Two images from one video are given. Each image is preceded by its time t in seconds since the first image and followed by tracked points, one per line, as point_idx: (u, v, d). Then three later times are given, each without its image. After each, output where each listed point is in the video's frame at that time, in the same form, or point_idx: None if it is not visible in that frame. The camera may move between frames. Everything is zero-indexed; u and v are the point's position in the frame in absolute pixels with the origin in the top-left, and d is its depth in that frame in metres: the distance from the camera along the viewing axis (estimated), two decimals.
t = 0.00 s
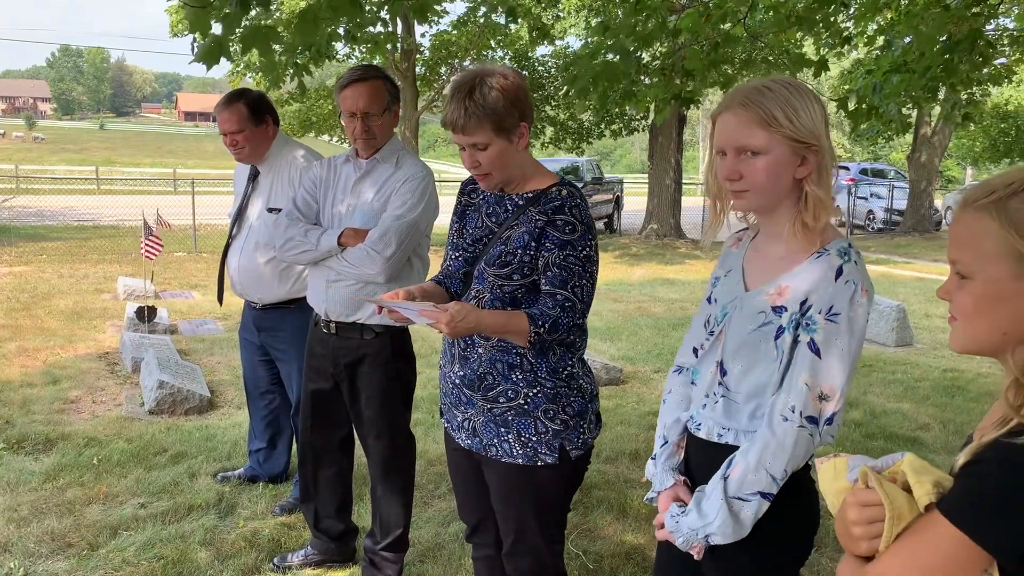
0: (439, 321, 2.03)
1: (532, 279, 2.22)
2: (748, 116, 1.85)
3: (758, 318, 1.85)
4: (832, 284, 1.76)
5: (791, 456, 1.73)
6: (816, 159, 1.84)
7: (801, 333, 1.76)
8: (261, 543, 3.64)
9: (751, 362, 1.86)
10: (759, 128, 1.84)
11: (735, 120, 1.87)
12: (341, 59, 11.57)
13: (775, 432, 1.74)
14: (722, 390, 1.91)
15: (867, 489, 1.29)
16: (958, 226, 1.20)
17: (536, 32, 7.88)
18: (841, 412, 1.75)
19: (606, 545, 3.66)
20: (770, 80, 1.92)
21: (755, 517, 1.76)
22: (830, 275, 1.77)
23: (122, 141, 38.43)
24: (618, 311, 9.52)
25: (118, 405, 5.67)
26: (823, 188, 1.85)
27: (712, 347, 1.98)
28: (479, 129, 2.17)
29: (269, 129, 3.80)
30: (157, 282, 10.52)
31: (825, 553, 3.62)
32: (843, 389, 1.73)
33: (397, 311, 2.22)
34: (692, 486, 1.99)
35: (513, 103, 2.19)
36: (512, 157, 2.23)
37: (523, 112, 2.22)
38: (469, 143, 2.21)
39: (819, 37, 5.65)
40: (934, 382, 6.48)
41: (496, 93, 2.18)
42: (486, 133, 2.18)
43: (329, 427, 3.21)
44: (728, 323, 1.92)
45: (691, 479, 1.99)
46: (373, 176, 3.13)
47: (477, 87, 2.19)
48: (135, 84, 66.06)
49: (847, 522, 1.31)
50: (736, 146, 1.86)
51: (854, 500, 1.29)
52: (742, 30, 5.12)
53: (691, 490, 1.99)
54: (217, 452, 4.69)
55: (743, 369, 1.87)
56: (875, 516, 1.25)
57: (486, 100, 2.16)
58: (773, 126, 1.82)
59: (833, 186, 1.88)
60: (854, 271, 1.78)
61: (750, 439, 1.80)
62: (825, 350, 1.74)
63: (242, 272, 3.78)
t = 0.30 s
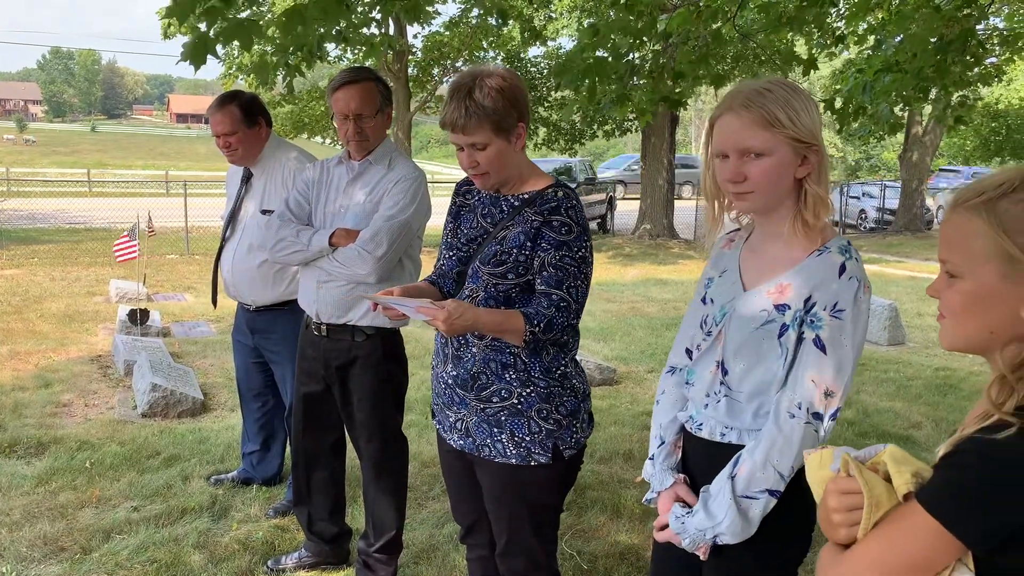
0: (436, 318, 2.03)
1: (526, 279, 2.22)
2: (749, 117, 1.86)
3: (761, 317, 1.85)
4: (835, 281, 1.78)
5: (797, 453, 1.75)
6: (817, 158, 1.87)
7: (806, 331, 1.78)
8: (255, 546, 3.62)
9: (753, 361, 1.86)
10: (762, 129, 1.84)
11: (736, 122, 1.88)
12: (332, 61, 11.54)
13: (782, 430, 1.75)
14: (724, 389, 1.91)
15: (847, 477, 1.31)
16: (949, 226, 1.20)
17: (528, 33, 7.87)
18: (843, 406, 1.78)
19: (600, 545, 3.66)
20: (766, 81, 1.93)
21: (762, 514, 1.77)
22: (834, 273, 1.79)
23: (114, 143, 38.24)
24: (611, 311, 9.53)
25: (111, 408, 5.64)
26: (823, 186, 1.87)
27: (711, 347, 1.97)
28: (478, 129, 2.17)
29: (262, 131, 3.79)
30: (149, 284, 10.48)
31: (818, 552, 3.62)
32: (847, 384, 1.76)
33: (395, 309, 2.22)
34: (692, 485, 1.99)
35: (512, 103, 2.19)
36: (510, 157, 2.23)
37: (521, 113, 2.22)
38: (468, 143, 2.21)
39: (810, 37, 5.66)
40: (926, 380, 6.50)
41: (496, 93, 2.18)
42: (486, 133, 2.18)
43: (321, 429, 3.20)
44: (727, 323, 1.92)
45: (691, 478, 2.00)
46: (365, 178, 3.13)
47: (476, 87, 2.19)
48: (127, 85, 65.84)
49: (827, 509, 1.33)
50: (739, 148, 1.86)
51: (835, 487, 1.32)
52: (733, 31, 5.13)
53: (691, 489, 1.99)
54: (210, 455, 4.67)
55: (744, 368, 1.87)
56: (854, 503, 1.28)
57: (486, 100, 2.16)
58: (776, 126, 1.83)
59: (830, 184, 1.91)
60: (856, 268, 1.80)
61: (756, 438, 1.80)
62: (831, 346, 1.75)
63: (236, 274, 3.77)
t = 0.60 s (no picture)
0: (432, 321, 2.01)
1: (518, 280, 2.22)
2: (740, 117, 1.87)
3: (758, 316, 1.85)
4: (831, 281, 1.78)
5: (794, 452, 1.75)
6: (808, 158, 1.87)
7: (802, 330, 1.79)
8: (248, 550, 3.60)
9: (750, 360, 1.87)
10: (751, 129, 1.85)
11: (727, 122, 1.89)
12: (324, 63, 11.52)
13: (780, 429, 1.75)
14: (722, 388, 1.92)
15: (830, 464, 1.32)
16: (936, 222, 1.20)
17: (520, 35, 7.87)
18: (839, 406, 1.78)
19: (594, 547, 3.66)
20: (761, 82, 1.93)
21: (761, 512, 1.78)
22: (830, 272, 1.79)
23: (105, 145, 38.09)
24: (604, 312, 9.55)
25: (103, 412, 5.61)
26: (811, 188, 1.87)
27: (708, 347, 1.98)
28: (471, 132, 2.17)
29: (255, 134, 3.78)
30: (141, 288, 10.44)
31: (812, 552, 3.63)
32: (844, 383, 1.77)
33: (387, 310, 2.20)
34: (692, 485, 1.99)
35: (504, 106, 2.19)
36: (502, 161, 2.23)
37: (513, 115, 2.22)
38: (461, 146, 2.20)
39: (801, 38, 5.67)
40: (918, 380, 6.53)
41: (488, 96, 2.17)
42: (478, 136, 2.18)
43: (313, 433, 3.19)
44: (725, 321, 1.92)
45: (690, 477, 2.00)
46: (356, 181, 3.12)
47: (469, 90, 2.18)
48: (118, 88, 65.60)
49: (810, 495, 1.34)
50: (728, 147, 1.88)
51: (818, 474, 1.32)
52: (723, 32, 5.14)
53: (690, 487, 1.99)
54: (203, 459, 4.65)
55: (742, 367, 1.88)
56: (837, 490, 1.28)
57: (478, 104, 2.16)
58: (764, 126, 1.84)
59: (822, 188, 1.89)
60: (852, 267, 1.80)
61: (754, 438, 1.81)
62: (827, 346, 1.75)
63: (229, 278, 3.76)
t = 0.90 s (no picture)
0: (433, 321, 2.01)
1: (514, 280, 2.21)
2: (730, 115, 1.90)
3: (754, 315, 1.86)
4: (827, 281, 1.78)
5: (792, 452, 1.75)
6: (785, 159, 1.86)
7: (798, 330, 1.79)
8: (242, 553, 3.59)
9: (748, 358, 1.87)
10: (733, 126, 1.89)
11: (718, 119, 1.93)
12: (316, 64, 11.48)
13: (778, 429, 1.75)
14: (722, 385, 1.92)
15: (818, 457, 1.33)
16: (941, 221, 1.19)
17: (513, 35, 7.86)
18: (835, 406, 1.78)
19: (589, 547, 3.67)
20: (757, 83, 1.93)
21: (759, 511, 1.78)
22: (826, 272, 1.79)
23: (97, 146, 37.89)
24: (598, 312, 9.56)
25: (95, 415, 5.58)
26: (789, 190, 1.86)
27: (707, 343, 1.99)
28: (465, 132, 2.17)
29: (249, 135, 3.77)
30: (133, 290, 10.39)
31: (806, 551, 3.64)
32: (839, 383, 1.77)
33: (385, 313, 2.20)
34: (692, 481, 2.00)
35: (497, 106, 2.19)
36: (495, 161, 2.23)
37: (506, 116, 2.22)
38: (453, 146, 2.20)
39: (794, 38, 5.68)
40: (911, 378, 6.57)
41: (480, 97, 2.17)
42: (471, 136, 2.18)
43: (307, 436, 3.18)
44: (723, 318, 1.93)
45: (690, 473, 2.00)
46: (348, 184, 3.11)
47: (462, 90, 2.18)
48: (109, 89, 65.33)
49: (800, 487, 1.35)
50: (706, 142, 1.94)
51: (806, 465, 1.34)
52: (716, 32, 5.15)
53: (690, 483, 2.00)
54: (197, 461, 4.63)
55: (741, 364, 1.89)
56: (823, 480, 1.30)
57: (468, 104, 2.16)
58: (742, 123, 1.88)
59: (808, 191, 1.87)
60: (848, 268, 1.79)
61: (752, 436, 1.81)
62: (823, 346, 1.75)
63: (223, 279, 3.75)
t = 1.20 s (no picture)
0: (428, 320, 2.01)
1: (510, 277, 2.21)
2: (722, 112, 1.92)
3: (745, 314, 1.87)
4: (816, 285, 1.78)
5: (776, 451, 1.76)
6: (774, 158, 1.86)
7: (787, 332, 1.79)
8: (236, 552, 3.58)
9: (739, 357, 1.88)
10: (721, 124, 1.91)
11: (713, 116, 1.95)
12: (309, 62, 11.43)
13: (762, 428, 1.76)
14: (712, 382, 1.93)
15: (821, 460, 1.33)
16: (937, 224, 1.20)
17: (507, 33, 7.84)
18: (823, 409, 1.76)
19: (585, 546, 3.67)
20: (752, 84, 1.93)
21: (742, 507, 1.78)
22: (815, 275, 1.79)
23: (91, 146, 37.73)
24: (593, 311, 9.57)
25: (89, 415, 5.56)
26: (773, 191, 1.86)
27: (702, 338, 2.00)
28: (459, 129, 2.16)
29: (244, 133, 3.76)
30: (127, 289, 10.35)
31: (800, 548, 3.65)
32: (828, 389, 1.76)
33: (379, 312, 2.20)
34: (681, 474, 2.00)
35: (491, 104, 2.19)
36: (490, 158, 2.23)
37: (500, 114, 2.22)
38: (448, 142, 2.20)
39: (787, 37, 5.69)
40: (905, 376, 6.59)
41: (475, 95, 2.17)
42: (465, 133, 2.17)
43: (304, 435, 3.18)
44: (716, 315, 1.94)
45: (679, 466, 2.01)
46: (345, 186, 3.10)
47: (456, 88, 2.18)
48: (102, 89, 65.08)
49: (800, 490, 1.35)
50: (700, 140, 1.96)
51: (807, 469, 1.34)
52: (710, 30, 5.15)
53: (680, 477, 2.00)
54: (191, 461, 4.62)
55: (731, 363, 1.89)
56: (824, 483, 1.30)
57: (462, 102, 2.15)
58: (726, 122, 1.90)
59: (797, 193, 1.87)
60: (839, 273, 1.79)
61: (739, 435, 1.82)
62: (810, 350, 1.75)
63: (217, 278, 3.74)
